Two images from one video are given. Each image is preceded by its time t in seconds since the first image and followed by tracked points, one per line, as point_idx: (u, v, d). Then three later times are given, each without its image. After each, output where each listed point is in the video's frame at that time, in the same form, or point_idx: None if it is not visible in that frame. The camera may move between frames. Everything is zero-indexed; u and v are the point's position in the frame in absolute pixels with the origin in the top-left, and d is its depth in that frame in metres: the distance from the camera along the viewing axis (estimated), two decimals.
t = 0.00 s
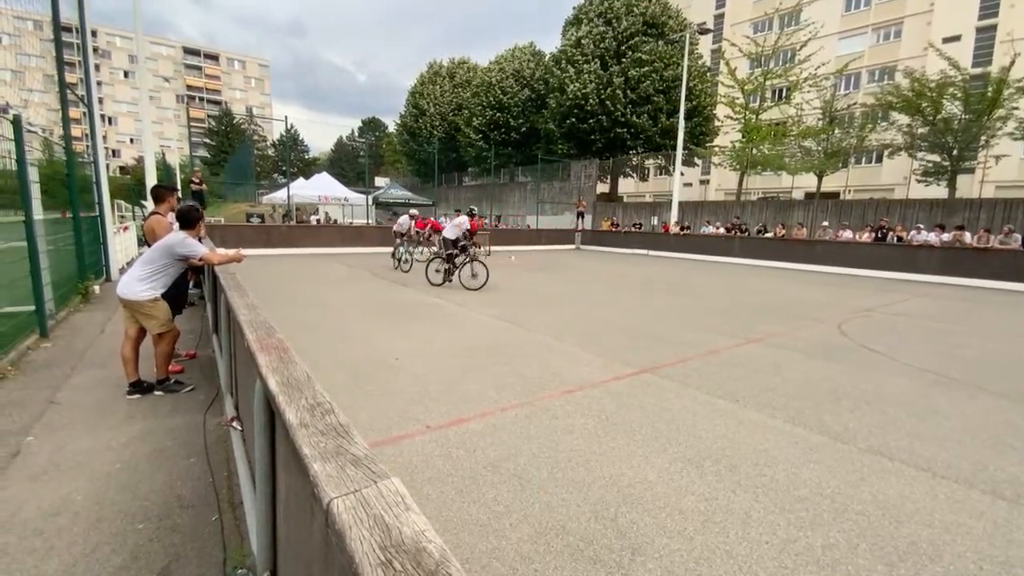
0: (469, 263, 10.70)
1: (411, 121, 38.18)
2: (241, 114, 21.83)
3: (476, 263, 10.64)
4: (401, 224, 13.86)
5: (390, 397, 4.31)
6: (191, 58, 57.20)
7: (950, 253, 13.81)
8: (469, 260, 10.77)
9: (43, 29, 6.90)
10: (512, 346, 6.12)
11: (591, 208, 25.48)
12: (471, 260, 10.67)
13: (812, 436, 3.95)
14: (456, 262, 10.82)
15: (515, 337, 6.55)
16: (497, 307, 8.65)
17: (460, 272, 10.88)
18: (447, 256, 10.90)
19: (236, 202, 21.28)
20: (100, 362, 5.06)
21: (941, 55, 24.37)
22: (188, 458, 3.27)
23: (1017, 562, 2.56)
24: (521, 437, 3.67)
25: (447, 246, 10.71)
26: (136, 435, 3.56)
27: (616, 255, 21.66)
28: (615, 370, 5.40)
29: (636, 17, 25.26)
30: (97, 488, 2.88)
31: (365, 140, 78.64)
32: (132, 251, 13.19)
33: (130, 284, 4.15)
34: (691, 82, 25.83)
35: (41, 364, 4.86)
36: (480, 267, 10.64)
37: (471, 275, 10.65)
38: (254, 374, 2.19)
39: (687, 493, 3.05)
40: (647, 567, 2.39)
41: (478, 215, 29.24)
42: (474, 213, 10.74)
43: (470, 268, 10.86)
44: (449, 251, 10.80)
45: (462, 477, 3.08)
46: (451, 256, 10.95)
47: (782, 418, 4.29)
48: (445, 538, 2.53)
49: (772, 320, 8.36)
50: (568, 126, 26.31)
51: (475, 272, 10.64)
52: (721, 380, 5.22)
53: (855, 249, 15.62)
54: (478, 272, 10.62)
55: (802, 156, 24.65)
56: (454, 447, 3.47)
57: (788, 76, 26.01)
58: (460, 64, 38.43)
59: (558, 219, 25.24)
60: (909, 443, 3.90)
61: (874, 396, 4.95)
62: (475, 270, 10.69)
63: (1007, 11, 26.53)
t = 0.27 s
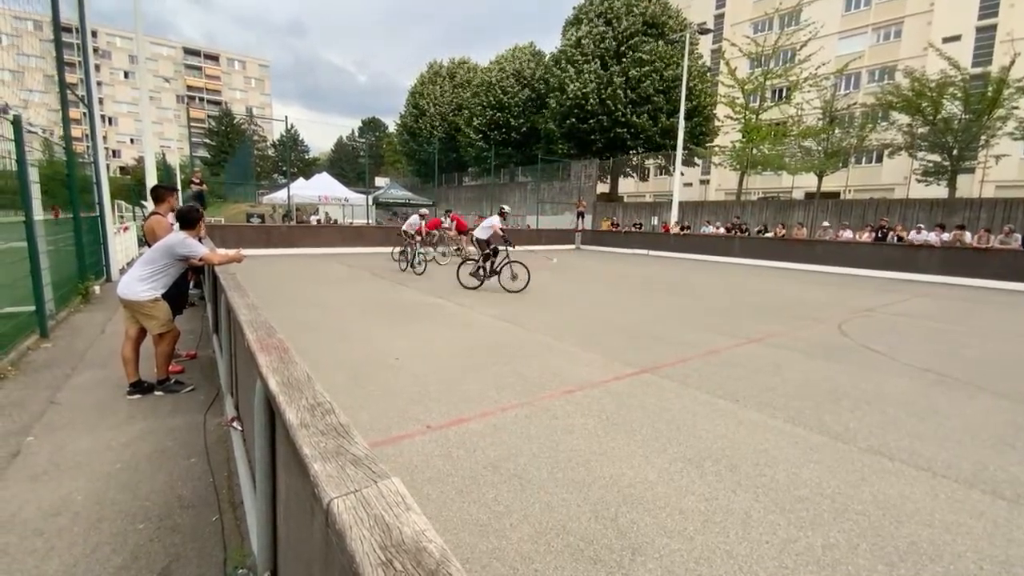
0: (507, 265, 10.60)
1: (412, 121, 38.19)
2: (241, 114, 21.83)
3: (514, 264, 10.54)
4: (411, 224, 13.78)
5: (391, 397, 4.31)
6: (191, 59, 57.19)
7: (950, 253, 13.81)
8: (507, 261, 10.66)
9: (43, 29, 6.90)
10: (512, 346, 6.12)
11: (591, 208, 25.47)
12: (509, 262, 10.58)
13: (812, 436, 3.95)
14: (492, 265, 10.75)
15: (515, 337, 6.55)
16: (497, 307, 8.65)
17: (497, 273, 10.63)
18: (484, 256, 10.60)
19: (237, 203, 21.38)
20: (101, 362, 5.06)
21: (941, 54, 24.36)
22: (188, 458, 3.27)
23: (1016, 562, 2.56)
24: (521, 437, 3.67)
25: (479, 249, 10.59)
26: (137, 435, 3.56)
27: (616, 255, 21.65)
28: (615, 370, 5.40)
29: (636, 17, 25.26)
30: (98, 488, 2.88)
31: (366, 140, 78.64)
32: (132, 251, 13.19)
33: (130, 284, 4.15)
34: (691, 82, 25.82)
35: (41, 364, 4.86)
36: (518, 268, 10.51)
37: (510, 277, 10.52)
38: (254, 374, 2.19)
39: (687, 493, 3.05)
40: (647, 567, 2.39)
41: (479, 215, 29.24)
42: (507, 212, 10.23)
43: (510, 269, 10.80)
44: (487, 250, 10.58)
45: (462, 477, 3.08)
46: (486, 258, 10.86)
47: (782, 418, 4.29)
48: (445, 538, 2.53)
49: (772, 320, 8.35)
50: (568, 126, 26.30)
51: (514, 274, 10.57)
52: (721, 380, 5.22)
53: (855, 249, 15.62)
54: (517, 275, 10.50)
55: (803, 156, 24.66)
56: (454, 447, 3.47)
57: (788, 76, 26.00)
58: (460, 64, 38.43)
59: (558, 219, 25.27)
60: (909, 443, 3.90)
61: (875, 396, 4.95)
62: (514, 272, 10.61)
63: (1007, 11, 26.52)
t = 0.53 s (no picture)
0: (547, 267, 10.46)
1: (411, 122, 38.18)
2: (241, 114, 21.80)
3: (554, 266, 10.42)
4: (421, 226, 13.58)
5: (390, 398, 4.30)
6: (190, 59, 57.12)
7: (949, 253, 13.82)
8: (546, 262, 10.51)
9: (41, 29, 6.89)
10: (512, 346, 6.12)
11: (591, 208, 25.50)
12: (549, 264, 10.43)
13: (812, 436, 3.95)
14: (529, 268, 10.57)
15: (515, 337, 6.55)
16: (497, 307, 8.65)
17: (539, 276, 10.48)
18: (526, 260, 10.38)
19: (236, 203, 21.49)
20: (100, 363, 5.05)
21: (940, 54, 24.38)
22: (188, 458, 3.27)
23: (1018, 562, 2.56)
24: (522, 437, 3.66)
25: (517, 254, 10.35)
26: (136, 436, 3.56)
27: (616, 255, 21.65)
28: (615, 370, 5.40)
29: (635, 17, 25.27)
30: (97, 489, 2.88)
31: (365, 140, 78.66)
32: (131, 252, 13.17)
33: (130, 285, 4.14)
34: (691, 82, 25.82)
35: (40, 365, 4.85)
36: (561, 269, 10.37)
37: (550, 279, 10.38)
38: (254, 375, 2.19)
39: (687, 493, 3.05)
40: (647, 567, 2.39)
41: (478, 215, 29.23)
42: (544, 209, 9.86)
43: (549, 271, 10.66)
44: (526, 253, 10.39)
45: (462, 477, 3.09)
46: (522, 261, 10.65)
47: (782, 418, 4.29)
48: (445, 538, 2.53)
49: (772, 320, 8.36)
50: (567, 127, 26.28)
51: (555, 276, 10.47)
52: (722, 380, 5.22)
53: (854, 249, 15.63)
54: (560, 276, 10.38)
55: (802, 156, 24.71)
56: (454, 447, 3.47)
57: (787, 76, 26.00)
58: (460, 64, 38.42)
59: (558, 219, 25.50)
60: (909, 443, 3.90)
61: (875, 396, 4.95)
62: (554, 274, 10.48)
63: (1005, 11, 26.56)
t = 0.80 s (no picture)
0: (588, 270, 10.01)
1: (410, 122, 38.16)
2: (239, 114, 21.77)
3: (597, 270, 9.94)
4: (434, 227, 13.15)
5: (388, 398, 4.30)
6: (189, 59, 57.04)
7: (946, 253, 13.85)
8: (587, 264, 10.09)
9: (39, 29, 6.87)
10: (511, 346, 6.12)
11: (589, 208, 25.58)
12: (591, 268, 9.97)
13: (811, 436, 3.96)
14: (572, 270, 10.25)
15: (514, 338, 6.55)
16: (496, 307, 8.64)
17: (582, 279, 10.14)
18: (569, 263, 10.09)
19: (235, 204, 21.52)
20: (97, 364, 5.04)
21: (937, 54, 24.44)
22: (186, 459, 3.26)
23: (1015, 561, 2.56)
24: (521, 437, 3.66)
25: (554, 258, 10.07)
26: (134, 437, 3.55)
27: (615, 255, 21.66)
28: (614, 370, 5.40)
29: (634, 18, 25.30)
30: (94, 490, 2.87)
31: (364, 140, 78.61)
32: (129, 252, 13.14)
33: (128, 286, 4.13)
34: (689, 82, 25.86)
35: (38, 366, 4.84)
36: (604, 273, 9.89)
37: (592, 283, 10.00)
38: (251, 375, 2.19)
39: (686, 493, 3.05)
40: (645, 567, 2.39)
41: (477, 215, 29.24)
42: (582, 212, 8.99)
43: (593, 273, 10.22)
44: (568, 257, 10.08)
45: (461, 478, 3.09)
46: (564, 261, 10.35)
47: (781, 418, 4.29)
48: (443, 539, 2.53)
49: (771, 320, 8.37)
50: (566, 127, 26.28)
51: (597, 280, 10.03)
52: (721, 380, 5.22)
53: (851, 249, 15.67)
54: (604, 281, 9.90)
55: (800, 157, 24.79)
56: (452, 447, 3.47)
57: (785, 77, 26.04)
58: (459, 64, 38.42)
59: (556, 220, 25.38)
60: (907, 443, 3.91)
61: (873, 396, 4.95)
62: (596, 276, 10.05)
63: (1002, 11, 26.68)
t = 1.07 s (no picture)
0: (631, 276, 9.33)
1: (407, 122, 38.13)
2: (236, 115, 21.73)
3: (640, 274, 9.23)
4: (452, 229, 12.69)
5: (386, 399, 4.29)
6: (185, 59, 56.90)
7: (942, 253, 13.91)
8: (630, 269, 9.38)
9: (34, 29, 6.84)
10: (509, 347, 6.11)
11: (587, 209, 25.71)
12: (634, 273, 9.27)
13: (808, 435, 3.97)
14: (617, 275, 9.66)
15: (512, 338, 6.54)
16: (494, 308, 8.63)
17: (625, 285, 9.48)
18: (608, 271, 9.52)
19: (232, 205, 21.48)
20: (93, 365, 5.02)
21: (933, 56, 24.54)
22: (182, 461, 3.25)
23: (1012, 560, 2.57)
24: (519, 437, 3.66)
25: (594, 264, 9.59)
26: (131, 438, 3.54)
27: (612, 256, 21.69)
28: (613, 370, 5.41)
29: (631, 18, 25.34)
30: (90, 492, 2.86)
31: (361, 140, 78.51)
32: (125, 253, 13.10)
33: (123, 286, 4.11)
34: (686, 82, 25.92)
35: (33, 368, 4.81)
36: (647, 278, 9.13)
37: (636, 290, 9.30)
38: (248, 377, 2.18)
39: (683, 492, 3.06)
40: (643, 567, 2.39)
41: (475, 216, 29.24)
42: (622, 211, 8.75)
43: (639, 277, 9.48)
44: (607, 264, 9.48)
45: (458, 478, 3.08)
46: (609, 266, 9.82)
47: (778, 417, 4.31)
48: (441, 539, 2.53)
49: (768, 320, 8.39)
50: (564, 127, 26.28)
51: (643, 286, 9.28)
52: (719, 380, 5.23)
53: (848, 249, 15.71)
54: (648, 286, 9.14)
55: (796, 157, 24.89)
56: (450, 447, 3.47)
57: (782, 77, 26.13)
58: (456, 65, 38.45)
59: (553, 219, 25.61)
60: (903, 442, 3.93)
61: (872, 396, 4.96)
62: (641, 282, 9.29)
63: (997, 12, 26.90)
